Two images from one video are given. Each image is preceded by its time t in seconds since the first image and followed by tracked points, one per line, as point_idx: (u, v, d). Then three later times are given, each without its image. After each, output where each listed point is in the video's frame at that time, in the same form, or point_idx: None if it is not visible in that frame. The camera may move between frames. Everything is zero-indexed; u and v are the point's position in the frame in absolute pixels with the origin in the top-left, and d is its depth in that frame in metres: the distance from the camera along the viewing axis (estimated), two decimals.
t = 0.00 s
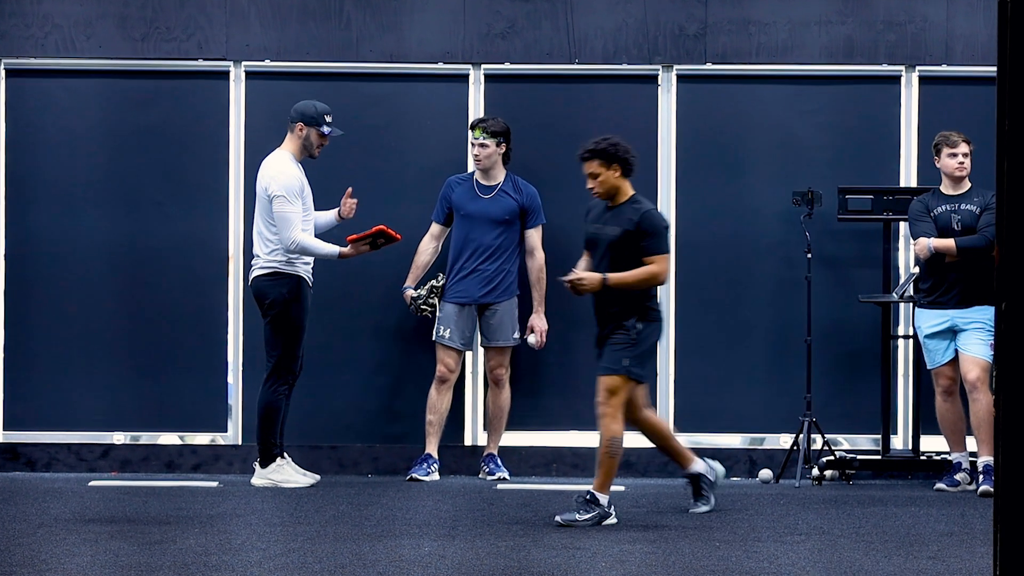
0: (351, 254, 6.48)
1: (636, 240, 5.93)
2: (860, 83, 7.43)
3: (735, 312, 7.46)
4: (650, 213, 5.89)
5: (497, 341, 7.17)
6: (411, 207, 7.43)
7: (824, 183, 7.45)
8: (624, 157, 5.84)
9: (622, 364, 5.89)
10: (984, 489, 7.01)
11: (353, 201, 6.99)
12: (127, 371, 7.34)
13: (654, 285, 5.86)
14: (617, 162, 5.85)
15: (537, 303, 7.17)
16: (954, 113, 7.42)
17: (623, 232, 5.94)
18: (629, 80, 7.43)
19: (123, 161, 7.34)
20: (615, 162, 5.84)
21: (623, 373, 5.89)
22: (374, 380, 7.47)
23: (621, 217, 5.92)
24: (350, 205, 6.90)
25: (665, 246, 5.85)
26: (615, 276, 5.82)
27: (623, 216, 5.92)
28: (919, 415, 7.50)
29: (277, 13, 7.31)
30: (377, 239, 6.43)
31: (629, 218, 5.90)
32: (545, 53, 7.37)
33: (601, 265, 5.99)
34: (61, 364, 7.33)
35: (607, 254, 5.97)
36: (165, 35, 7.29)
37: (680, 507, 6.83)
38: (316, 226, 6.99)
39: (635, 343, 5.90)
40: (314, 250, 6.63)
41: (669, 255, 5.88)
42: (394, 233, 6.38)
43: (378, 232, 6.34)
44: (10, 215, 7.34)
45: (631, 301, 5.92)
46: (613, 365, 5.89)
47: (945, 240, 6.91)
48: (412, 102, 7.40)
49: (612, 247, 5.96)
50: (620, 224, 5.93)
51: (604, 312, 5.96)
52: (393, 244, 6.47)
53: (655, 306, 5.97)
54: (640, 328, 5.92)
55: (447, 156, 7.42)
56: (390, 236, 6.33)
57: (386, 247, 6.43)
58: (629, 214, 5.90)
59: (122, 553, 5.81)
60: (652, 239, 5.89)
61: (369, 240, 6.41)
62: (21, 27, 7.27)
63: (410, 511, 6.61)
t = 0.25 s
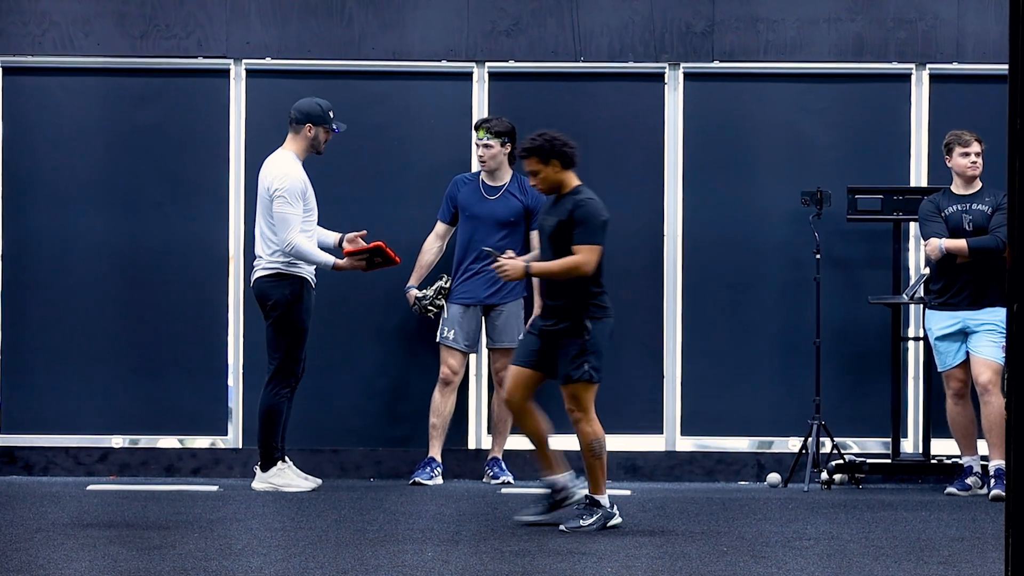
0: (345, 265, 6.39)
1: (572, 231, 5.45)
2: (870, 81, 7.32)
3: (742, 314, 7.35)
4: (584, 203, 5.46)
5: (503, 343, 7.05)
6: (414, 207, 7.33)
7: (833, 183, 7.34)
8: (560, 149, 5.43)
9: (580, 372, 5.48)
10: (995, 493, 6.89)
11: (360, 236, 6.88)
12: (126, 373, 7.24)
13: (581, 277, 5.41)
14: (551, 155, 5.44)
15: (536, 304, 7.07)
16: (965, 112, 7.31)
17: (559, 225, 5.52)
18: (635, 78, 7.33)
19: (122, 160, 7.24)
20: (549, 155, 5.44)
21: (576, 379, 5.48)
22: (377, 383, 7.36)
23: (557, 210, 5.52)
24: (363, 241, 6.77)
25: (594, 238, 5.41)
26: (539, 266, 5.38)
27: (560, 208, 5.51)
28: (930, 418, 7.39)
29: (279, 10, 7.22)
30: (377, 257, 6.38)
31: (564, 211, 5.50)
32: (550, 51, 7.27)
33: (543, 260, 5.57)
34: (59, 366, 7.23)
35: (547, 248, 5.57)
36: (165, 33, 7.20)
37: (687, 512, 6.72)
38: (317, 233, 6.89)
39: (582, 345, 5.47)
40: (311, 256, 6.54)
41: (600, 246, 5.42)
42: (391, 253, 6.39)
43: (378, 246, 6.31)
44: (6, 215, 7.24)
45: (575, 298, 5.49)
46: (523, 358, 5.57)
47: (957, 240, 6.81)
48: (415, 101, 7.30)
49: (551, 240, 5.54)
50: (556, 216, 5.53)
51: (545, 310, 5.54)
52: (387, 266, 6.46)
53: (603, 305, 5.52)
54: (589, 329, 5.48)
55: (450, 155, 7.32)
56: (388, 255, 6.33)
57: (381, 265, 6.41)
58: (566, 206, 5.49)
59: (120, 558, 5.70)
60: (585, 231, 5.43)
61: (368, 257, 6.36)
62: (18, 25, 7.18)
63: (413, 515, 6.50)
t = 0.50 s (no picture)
0: (336, 269, 6.35)
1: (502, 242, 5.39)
2: (880, 79, 7.21)
3: (750, 315, 7.25)
4: (513, 211, 5.39)
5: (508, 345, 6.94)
6: (417, 207, 7.23)
7: (843, 182, 7.23)
8: (486, 159, 5.37)
9: (527, 383, 5.45)
10: (1008, 497, 6.78)
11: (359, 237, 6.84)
12: (125, 376, 7.15)
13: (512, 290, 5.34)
14: (477, 165, 5.38)
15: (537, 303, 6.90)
16: (976, 110, 7.20)
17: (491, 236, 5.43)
18: (641, 76, 7.22)
19: (121, 159, 7.15)
20: (475, 166, 5.38)
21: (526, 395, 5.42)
22: (379, 386, 7.26)
23: (487, 221, 5.44)
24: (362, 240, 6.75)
25: (527, 246, 5.36)
26: (476, 295, 5.31)
27: (490, 219, 5.43)
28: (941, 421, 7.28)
29: (280, 8, 7.12)
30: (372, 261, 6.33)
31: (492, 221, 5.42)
32: (555, 48, 7.17)
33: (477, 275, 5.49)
34: (56, 368, 7.14)
35: (481, 262, 5.49)
36: (164, 30, 7.10)
37: (694, 516, 6.61)
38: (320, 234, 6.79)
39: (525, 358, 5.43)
40: (303, 255, 6.44)
41: (531, 253, 5.36)
42: (385, 260, 6.35)
43: (370, 253, 6.27)
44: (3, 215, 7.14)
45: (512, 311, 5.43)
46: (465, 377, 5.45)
47: (970, 240, 6.70)
48: (418, 99, 7.20)
49: (485, 253, 5.46)
50: (487, 227, 5.45)
51: (481, 328, 5.45)
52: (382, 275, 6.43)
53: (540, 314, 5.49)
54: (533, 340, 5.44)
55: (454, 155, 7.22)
56: (382, 263, 6.30)
57: (374, 273, 6.38)
58: (495, 216, 5.42)
59: (119, 563, 5.59)
60: (517, 240, 5.36)
61: (365, 260, 6.31)
62: (15, 22, 7.09)
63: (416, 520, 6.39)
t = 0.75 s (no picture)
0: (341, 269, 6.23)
1: (448, 231, 5.51)
2: (890, 77, 7.10)
3: (758, 317, 7.14)
4: (453, 200, 5.51)
5: (511, 347, 6.84)
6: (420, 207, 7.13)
7: (853, 181, 7.12)
8: (417, 150, 5.50)
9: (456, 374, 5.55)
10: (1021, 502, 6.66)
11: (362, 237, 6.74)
12: (124, 378, 7.05)
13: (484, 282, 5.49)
14: (407, 155, 5.49)
15: (539, 304, 6.81)
16: (988, 108, 7.09)
17: (430, 228, 5.52)
18: (648, 74, 7.12)
19: (120, 158, 7.05)
20: (404, 157, 5.49)
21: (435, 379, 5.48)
22: (381, 388, 7.16)
23: (422, 210, 5.55)
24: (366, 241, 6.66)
25: (474, 232, 5.49)
26: (483, 306, 5.48)
27: (425, 209, 5.53)
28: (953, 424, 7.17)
29: (282, 5, 7.03)
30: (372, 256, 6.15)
31: (432, 212, 5.52)
32: (561, 46, 7.06)
33: (409, 265, 5.55)
34: (54, 370, 7.04)
35: (416, 252, 5.57)
36: (163, 27, 7.01)
37: (702, 520, 6.50)
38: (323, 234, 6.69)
39: (448, 346, 5.51)
40: (306, 255, 6.33)
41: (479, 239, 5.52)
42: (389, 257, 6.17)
43: (376, 251, 6.14)
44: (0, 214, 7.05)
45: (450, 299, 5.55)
46: (424, 372, 5.49)
47: (982, 242, 6.60)
48: (421, 97, 7.10)
49: (421, 242, 5.55)
50: (423, 219, 5.54)
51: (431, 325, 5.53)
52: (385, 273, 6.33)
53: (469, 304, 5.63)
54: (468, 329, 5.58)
55: (458, 154, 7.11)
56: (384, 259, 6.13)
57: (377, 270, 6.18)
58: (431, 206, 5.53)
59: (117, 568, 5.49)
60: (461, 228, 5.50)
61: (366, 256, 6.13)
62: (13, 19, 6.99)
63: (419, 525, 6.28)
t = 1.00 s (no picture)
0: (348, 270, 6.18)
1: (391, 244, 5.14)
2: (901, 75, 7.00)
3: (767, 318, 7.03)
4: (393, 213, 5.15)
5: (514, 349, 6.76)
6: (423, 207, 7.03)
7: (863, 181, 7.02)
8: (356, 158, 5.12)
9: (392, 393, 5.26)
10: None
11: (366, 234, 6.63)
12: (122, 380, 6.96)
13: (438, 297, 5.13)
14: (346, 164, 5.12)
15: (549, 308, 6.73)
16: (1000, 107, 6.98)
17: (368, 241, 5.15)
18: (655, 72, 7.01)
19: (119, 158, 6.96)
20: (344, 166, 5.11)
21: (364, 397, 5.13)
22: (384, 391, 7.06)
23: (361, 222, 5.16)
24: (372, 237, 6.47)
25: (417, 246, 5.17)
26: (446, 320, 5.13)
27: (365, 220, 5.16)
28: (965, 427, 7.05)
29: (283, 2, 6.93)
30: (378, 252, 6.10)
31: (373, 224, 5.15)
32: (566, 43, 6.96)
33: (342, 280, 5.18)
34: (52, 372, 6.95)
35: (351, 265, 5.18)
36: (163, 24, 6.91)
37: (709, 525, 6.40)
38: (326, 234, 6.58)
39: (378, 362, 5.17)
40: (311, 255, 6.22)
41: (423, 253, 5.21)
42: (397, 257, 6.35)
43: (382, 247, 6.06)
44: None
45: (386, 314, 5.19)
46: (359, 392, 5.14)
47: (993, 243, 6.48)
48: (424, 96, 7.00)
49: (357, 255, 5.16)
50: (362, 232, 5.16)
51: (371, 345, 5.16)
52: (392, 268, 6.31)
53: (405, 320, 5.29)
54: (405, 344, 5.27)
55: (461, 153, 7.02)
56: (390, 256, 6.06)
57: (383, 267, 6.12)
58: (371, 217, 5.15)
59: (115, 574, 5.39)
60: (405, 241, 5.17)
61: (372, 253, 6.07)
62: (10, 16, 6.90)
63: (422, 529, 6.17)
